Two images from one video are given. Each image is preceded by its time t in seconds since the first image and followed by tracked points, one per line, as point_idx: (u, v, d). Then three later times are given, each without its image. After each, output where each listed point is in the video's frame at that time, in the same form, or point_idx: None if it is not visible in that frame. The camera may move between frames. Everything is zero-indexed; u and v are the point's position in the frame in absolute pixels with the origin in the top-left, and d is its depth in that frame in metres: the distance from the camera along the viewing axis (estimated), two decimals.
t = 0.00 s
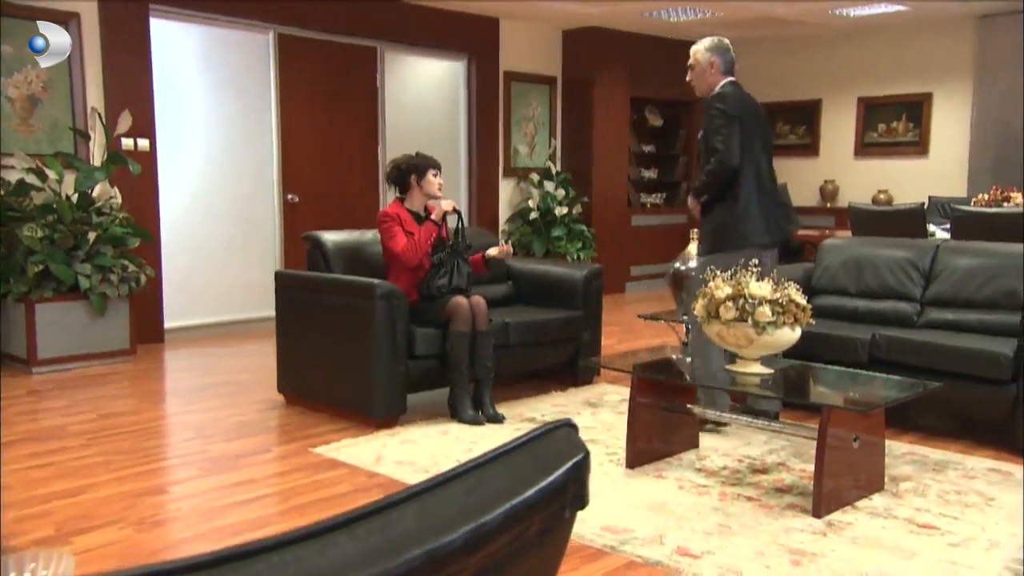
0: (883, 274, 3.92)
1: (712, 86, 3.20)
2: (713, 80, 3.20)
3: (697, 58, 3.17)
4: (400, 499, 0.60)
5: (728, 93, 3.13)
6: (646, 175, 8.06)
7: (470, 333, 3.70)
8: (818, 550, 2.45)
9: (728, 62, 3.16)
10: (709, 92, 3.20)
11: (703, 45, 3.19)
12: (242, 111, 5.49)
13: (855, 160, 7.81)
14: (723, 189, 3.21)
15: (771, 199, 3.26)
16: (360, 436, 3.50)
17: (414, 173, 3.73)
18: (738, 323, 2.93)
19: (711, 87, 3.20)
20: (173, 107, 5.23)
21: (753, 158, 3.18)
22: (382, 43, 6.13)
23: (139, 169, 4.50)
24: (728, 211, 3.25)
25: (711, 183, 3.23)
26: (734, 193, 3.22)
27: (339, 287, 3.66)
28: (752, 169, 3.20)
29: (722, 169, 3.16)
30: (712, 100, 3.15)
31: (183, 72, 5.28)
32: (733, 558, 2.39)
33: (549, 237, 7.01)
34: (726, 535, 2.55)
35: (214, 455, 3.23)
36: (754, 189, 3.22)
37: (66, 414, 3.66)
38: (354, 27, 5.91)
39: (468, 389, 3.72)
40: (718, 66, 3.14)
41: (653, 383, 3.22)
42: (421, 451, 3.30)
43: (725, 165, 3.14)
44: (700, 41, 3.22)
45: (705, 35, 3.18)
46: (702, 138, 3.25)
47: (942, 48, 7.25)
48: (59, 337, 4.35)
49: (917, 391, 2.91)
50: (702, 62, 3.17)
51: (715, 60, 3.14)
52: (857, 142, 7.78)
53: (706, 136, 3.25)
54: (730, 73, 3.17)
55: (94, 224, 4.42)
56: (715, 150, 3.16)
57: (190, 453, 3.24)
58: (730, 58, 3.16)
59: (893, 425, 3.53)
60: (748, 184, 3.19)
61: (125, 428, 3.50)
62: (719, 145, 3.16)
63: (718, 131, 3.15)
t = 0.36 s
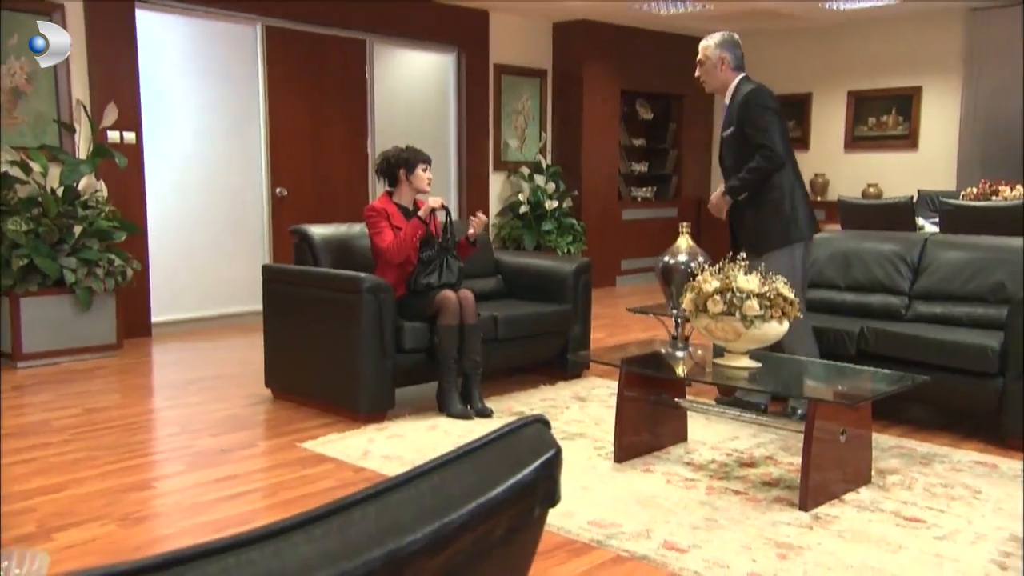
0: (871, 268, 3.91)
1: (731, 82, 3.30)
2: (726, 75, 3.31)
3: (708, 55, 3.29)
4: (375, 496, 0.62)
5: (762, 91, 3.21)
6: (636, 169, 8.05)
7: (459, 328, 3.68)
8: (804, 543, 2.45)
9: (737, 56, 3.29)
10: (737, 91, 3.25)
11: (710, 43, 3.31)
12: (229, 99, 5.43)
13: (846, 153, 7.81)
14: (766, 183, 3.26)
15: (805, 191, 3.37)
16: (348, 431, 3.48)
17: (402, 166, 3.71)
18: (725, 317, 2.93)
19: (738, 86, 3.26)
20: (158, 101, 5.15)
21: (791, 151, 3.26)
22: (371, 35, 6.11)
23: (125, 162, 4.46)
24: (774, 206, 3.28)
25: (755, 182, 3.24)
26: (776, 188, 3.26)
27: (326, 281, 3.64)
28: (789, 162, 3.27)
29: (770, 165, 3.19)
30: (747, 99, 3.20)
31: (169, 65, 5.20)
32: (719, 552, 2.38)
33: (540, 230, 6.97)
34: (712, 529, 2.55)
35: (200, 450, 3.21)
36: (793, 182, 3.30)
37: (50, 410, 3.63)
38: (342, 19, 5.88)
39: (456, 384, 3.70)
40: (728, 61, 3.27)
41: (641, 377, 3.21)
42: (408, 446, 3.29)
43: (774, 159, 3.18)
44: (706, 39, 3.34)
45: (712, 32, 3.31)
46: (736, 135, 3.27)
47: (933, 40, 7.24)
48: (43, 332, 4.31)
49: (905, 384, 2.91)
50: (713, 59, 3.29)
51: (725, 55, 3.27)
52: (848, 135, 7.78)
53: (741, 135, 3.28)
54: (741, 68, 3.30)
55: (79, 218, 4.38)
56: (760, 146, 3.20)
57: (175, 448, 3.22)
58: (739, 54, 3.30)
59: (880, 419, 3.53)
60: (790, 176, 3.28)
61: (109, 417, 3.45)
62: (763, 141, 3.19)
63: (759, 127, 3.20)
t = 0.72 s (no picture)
0: (858, 259, 3.92)
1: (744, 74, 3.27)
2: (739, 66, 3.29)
3: (720, 47, 3.25)
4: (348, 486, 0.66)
5: (784, 88, 3.21)
6: (626, 160, 8.03)
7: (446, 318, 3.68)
8: (789, 535, 2.45)
9: (750, 47, 3.25)
10: (757, 89, 3.24)
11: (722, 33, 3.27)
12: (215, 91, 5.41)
13: (834, 145, 7.82)
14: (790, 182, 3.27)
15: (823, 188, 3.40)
16: (334, 424, 3.47)
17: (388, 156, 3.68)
18: (712, 309, 2.92)
19: (757, 84, 3.26)
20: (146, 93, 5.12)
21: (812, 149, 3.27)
22: (359, 25, 6.07)
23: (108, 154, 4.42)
24: (799, 204, 3.28)
25: (780, 180, 3.24)
26: (801, 186, 3.26)
27: (311, 274, 3.62)
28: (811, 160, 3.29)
29: (797, 164, 3.20)
30: (770, 97, 3.20)
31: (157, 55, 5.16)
32: (704, 544, 2.38)
33: (529, 222, 6.95)
34: (698, 521, 2.55)
35: (185, 443, 3.19)
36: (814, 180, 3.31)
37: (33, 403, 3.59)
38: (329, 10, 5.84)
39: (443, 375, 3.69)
40: (742, 54, 3.24)
41: (629, 369, 3.21)
42: (394, 438, 3.28)
43: (800, 158, 3.19)
44: (717, 31, 3.30)
45: (723, 23, 3.26)
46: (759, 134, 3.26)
47: (920, 33, 7.25)
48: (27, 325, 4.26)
49: (890, 375, 2.92)
50: (725, 51, 3.26)
51: (738, 48, 3.24)
52: (836, 127, 7.78)
53: (763, 134, 3.27)
54: (754, 59, 3.27)
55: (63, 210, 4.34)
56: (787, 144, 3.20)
57: (160, 441, 3.20)
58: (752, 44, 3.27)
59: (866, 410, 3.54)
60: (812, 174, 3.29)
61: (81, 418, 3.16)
62: (788, 140, 3.20)
63: (784, 125, 3.20)
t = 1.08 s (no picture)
0: (853, 257, 3.92)
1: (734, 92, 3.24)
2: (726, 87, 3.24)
3: (699, 79, 3.25)
4: (328, 488, 0.69)
5: (779, 94, 3.19)
6: (622, 160, 8.02)
7: (441, 316, 3.66)
8: (783, 535, 2.44)
9: (728, 67, 3.21)
10: (752, 98, 3.22)
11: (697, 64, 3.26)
12: (211, 89, 5.41)
13: (830, 145, 7.82)
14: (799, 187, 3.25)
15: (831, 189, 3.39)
16: (328, 424, 3.45)
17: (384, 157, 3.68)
18: (707, 308, 2.92)
19: (752, 93, 3.23)
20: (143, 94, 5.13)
21: (816, 151, 3.25)
22: (354, 24, 6.05)
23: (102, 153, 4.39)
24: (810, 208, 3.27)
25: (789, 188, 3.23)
26: (812, 189, 3.26)
27: (307, 273, 3.60)
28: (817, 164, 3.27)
29: (804, 170, 3.18)
30: (769, 105, 3.17)
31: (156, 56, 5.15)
32: (698, 544, 2.37)
33: (525, 221, 6.95)
34: (692, 521, 2.54)
35: (177, 443, 3.18)
36: (823, 180, 3.31)
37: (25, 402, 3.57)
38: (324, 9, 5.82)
39: (439, 374, 3.68)
40: (721, 76, 3.21)
41: (624, 367, 3.20)
42: (388, 438, 3.27)
43: (806, 163, 3.17)
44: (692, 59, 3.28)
45: (694, 54, 3.25)
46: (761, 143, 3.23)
47: (916, 32, 7.25)
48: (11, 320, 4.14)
49: (886, 374, 2.92)
50: (703, 79, 3.24)
51: (716, 73, 3.21)
52: (833, 126, 7.78)
53: (765, 143, 3.25)
54: (735, 76, 3.23)
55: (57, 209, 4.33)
56: (791, 151, 3.17)
57: (153, 441, 3.18)
58: (728, 61, 3.21)
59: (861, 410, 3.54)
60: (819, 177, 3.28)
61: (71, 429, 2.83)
62: (791, 147, 3.17)
63: (784, 132, 3.17)
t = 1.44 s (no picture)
0: (846, 248, 3.92)
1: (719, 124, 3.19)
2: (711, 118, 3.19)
3: (690, 102, 3.14)
4: (319, 476, 0.77)
5: (763, 121, 3.20)
6: (616, 149, 8.04)
7: (434, 306, 3.65)
8: (774, 525, 2.44)
9: (719, 96, 3.16)
10: (742, 128, 3.20)
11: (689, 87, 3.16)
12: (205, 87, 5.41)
13: (825, 135, 7.82)
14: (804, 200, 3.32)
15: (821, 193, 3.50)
16: (320, 414, 3.45)
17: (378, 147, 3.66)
18: (698, 298, 2.91)
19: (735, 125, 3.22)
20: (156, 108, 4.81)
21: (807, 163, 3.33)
22: (347, 13, 6.01)
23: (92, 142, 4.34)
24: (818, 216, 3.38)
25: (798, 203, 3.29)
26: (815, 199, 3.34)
27: (303, 263, 3.57)
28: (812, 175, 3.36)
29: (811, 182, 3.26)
30: (763, 131, 3.18)
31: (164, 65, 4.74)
32: (690, 534, 2.37)
33: (519, 211, 6.94)
34: (683, 510, 2.54)
35: (168, 434, 3.17)
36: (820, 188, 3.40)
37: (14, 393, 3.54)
38: None
39: (431, 365, 3.68)
40: (713, 105, 3.15)
41: (617, 358, 3.19)
42: (380, 428, 3.26)
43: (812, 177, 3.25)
44: (680, 86, 3.17)
45: (687, 80, 3.14)
46: (760, 169, 3.24)
47: (908, 22, 7.28)
48: None
49: (879, 364, 2.92)
50: (695, 107, 3.15)
51: (707, 100, 3.14)
52: (827, 116, 7.78)
53: (761, 169, 3.26)
54: (724, 106, 3.18)
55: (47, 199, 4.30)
56: (796, 171, 3.22)
57: (143, 432, 3.17)
58: (715, 87, 3.16)
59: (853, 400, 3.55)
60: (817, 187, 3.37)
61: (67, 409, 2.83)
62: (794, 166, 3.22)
63: (784, 153, 3.20)
